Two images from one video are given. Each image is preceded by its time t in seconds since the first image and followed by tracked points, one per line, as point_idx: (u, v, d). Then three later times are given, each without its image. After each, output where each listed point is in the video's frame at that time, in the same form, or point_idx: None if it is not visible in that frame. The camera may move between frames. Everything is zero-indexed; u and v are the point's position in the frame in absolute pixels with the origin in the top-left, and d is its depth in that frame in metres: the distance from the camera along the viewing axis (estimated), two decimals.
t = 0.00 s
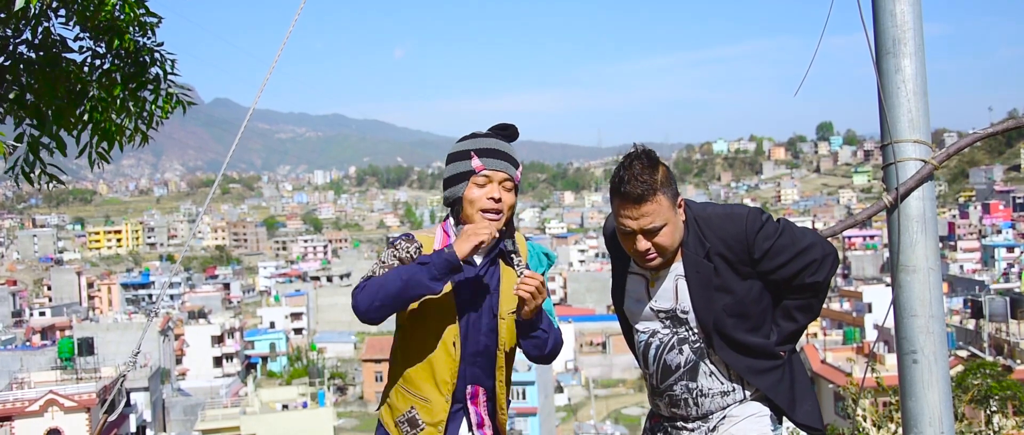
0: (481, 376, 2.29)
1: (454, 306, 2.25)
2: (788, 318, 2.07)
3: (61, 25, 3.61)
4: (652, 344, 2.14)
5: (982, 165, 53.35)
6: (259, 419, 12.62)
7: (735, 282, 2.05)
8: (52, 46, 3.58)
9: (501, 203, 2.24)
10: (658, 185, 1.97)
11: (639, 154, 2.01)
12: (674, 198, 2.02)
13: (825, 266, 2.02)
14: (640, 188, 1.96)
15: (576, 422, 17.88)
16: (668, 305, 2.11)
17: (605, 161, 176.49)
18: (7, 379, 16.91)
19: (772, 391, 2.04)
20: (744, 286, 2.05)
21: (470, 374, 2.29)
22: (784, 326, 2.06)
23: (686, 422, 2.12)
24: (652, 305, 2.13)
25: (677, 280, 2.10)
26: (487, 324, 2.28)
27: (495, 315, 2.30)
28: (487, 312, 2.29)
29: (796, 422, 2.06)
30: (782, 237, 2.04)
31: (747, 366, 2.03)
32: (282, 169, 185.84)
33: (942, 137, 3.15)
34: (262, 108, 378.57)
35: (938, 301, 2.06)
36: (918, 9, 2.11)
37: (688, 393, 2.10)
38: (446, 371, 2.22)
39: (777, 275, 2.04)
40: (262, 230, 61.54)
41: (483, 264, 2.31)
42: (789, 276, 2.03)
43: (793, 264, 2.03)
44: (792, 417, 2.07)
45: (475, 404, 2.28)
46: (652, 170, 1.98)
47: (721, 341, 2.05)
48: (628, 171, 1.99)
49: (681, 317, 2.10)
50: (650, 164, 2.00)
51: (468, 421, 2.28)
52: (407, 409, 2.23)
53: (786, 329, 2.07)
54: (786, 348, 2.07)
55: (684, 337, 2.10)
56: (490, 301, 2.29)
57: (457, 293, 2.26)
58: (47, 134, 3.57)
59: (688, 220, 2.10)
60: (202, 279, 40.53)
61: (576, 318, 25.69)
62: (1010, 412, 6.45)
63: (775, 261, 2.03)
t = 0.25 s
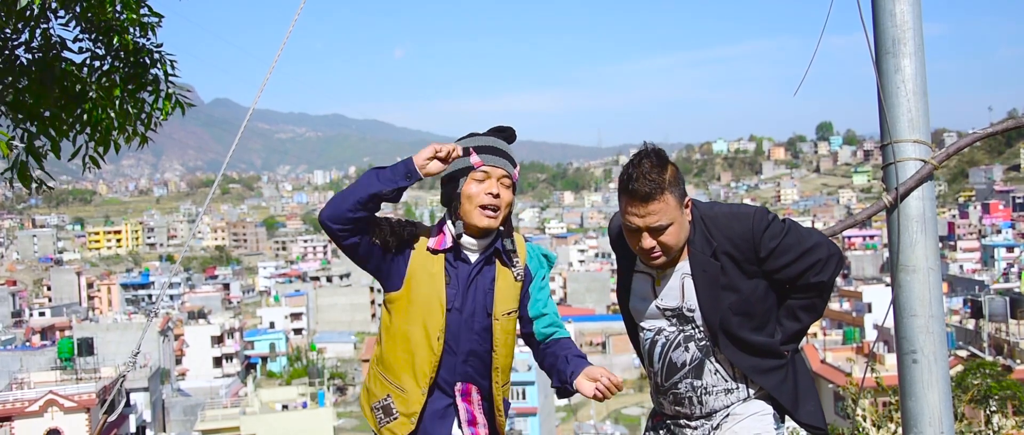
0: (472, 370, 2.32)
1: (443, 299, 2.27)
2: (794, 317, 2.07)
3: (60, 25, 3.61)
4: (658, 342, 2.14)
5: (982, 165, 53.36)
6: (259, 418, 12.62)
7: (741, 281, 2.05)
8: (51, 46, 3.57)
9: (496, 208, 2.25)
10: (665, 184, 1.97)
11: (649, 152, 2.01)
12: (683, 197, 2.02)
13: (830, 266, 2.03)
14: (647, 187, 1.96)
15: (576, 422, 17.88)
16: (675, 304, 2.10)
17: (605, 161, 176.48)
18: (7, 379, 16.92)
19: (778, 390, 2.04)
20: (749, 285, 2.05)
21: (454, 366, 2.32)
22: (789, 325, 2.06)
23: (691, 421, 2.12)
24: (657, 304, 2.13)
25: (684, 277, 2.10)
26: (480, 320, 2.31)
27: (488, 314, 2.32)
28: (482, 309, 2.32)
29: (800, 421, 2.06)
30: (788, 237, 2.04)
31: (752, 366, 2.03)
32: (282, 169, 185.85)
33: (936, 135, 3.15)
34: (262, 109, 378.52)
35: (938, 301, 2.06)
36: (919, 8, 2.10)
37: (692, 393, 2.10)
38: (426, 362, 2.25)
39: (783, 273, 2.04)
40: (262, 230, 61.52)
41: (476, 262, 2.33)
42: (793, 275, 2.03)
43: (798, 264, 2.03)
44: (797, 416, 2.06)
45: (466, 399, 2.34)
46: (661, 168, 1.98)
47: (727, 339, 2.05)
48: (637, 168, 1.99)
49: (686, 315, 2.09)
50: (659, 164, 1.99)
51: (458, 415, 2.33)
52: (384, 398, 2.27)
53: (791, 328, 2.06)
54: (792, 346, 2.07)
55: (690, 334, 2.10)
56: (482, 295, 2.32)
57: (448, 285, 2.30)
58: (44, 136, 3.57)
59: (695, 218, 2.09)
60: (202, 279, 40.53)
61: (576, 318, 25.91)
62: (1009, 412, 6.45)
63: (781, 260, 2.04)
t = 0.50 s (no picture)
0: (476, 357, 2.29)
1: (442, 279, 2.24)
2: (794, 316, 2.07)
3: (58, 26, 3.60)
4: (660, 339, 2.15)
5: (982, 164, 53.34)
6: (259, 418, 12.62)
7: (743, 278, 2.05)
8: (52, 46, 3.57)
9: (487, 183, 2.22)
10: (669, 181, 1.97)
11: (654, 148, 2.02)
12: (686, 197, 2.02)
13: (834, 265, 2.02)
14: (650, 181, 1.96)
15: (576, 421, 17.88)
16: (676, 302, 2.11)
17: (605, 160, 176.45)
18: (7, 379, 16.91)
19: (777, 387, 2.04)
20: (750, 283, 2.06)
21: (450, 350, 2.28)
22: (792, 322, 2.06)
23: (693, 417, 2.12)
24: (660, 301, 2.13)
25: (687, 274, 2.10)
26: (478, 307, 2.27)
27: (488, 300, 2.27)
28: (480, 295, 2.27)
29: (799, 420, 2.07)
30: (793, 235, 2.04)
31: (751, 364, 2.03)
32: (282, 169, 185.76)
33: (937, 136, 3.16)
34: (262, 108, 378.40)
35: (939, 301, 2.06)
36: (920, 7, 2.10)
37: (693, 391, 2.11)
38: (425, 345, 2.22)
39: (786, 273, 2.04)
40: (262, 230, 61.49)
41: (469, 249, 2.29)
42: (797, 274, 2.03)
43: (802, 262, 2.03)
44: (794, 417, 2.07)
45: (466, 386, 2.30)
46: (665, 166, 1.98)
47: (728, 338, 2.05)
48: (641, 165, 2.00)
49: (688, 313, 2.10)
50: (666, 158, 2.00)
51: (456, 404, 2.29)
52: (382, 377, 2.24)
53: (793, 329, 2.06)
54: (795, 344, 2.07)
55: (691, 332, 2.11)
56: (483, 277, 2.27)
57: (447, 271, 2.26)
58: (46, 135, 3.55)
59: (697, 216, 2.09)
60: (202, 279, 40.51)
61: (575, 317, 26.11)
62: (1009, 411, 6.45)
63: (785, 257, 2.03)
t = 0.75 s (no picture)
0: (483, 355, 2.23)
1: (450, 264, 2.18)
2: (794, 316, 2.07)
3: (59, 25, 3.60)
4: (660, 338, 2.15)
5: (983, 164, 53.33)
6: (260, 418, 12.60)
7: (743, 278, 2.05)
8: (52, 46, 3.57)
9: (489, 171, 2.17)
10: (669, 178, 1.97)
11: (653, 147, 2.02)
12: (686, 194, 2.01)
13: (834, 266, 2.02)
14: (650, 180, 1.96)
15: (576, 421, 17.87)
16: (676, 300, 2.11)
17: (605, 160, 176.43)
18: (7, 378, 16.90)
19: (778, 387, 2.04)
20: (751, 282, 2.06)
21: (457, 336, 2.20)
22: (791, 323, 2.06)
23: (693, 415, 2.12)
24: (659, 300, 2.14)
25: (687, 273, 2.10)
26: (482, 291, 2.21)
27: (491, 284, 2.21)
28: (483, 280, 2.21)
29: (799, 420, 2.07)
30: (793, 236, 2.03)
31: (752, 364, 2.03)
32: (282, 169, 185.72)
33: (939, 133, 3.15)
34: (262, 108, 378.38)
35: (938, 302, 2.06)
36: (920, 7, 2.10)
37: (692, 389, 2.11)
38: (432, 332, 2.15)
39: (786, 272, 2.04)
40: (262, 230, 61.49)
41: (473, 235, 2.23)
42: (797, 275, 2.03)
43: (802, 263, 2.02)
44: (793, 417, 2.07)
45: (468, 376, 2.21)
46: (664, 163, 1.98)
47: (728, 337, 2.05)
48: (641, 163, 1.99)
49: (689, 312, 2.10)
50: (665, 154, 2.00)
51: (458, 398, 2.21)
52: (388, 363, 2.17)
53: (791, 330, 2.06)
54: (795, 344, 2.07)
55: (691, 331, 2.11)
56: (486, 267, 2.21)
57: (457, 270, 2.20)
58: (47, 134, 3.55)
59: (698, 215, 2.09)
60: (202, 278, 40.50)
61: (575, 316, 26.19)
62: (1009, 411, 6.45)
63: (785, 257, 2.03)
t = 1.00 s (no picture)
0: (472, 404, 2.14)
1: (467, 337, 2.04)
2: (796, 317, 2.07)
3: (60, 26, 3.60)
4: (660, 338, 2.15)
5: (983, 165, 53.35)
6: (259, 417, 12.62)
7: (744, 279, 2.05)
8: (53, 44, 3.57)
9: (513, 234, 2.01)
10: (671, 179, 1.97)
11: (654, 147, 2.01)
12: (688, 193, 2.02)
13: (835, 266, 2.01)
14: (652, 181, 1.96)
15: (576, 421, 17.86)
16: (677, 300, 2.11)
17: (605, 160, 176.53)
18: (7, 379, 16.91)
19: (779, 388, 2.04)
20: (753, 281, 2.05)
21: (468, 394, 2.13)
22: (792, 323, 2.07)
23: (694, 415, 2.12)
24: (660, 300, 2.14)
25: (690, 275, 2.09)
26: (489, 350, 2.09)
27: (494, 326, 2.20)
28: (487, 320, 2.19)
29: (802, 421, 2.07)
30: (795, 236, 2.04)
31: (755, 365, 2.03)
32: (282, 169, 185.79)
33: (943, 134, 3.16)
34: (262, 108, 378.52)
35: (938, 301, 2.06)
36: (919, 8, 2.10)
37: (694, 390, 2.11)
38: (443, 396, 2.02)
39: (788, 273, 2.04)
40: (262, 230, 61.55)
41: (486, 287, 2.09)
42: (798, 275, 2.03)
43: (804, 263, 2.02)
44: (794, 418, 2.07)
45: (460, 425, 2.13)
46: (666, 165, 1.98)
47: (729, 337, 2.05)
48: (642, 164, 1.99)
49: (690, 312, 2.10)
50: (666, 157, 2.00)
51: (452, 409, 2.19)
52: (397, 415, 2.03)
53: (794, 333, 2.06)
54: (798, 346, 2.07)
55: (693, 330, 2.10)
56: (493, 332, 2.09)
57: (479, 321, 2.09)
58: (49, 135, 3.56)
59: (699, 215, 2.09)
60: (202, 279, 40.54)
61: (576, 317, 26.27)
62: (1010, 412, 6.44)
63: (787, 259, 2.03)
